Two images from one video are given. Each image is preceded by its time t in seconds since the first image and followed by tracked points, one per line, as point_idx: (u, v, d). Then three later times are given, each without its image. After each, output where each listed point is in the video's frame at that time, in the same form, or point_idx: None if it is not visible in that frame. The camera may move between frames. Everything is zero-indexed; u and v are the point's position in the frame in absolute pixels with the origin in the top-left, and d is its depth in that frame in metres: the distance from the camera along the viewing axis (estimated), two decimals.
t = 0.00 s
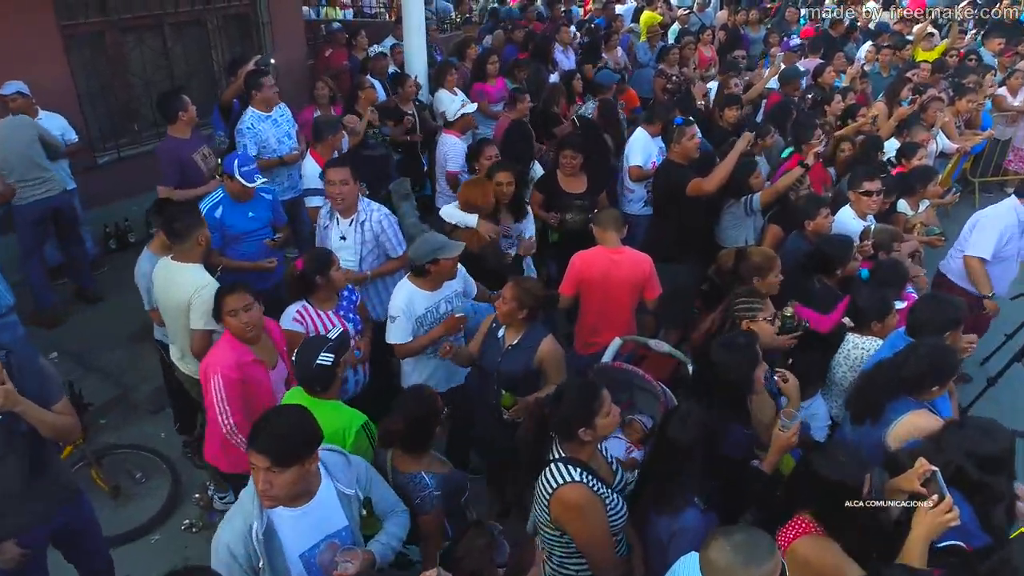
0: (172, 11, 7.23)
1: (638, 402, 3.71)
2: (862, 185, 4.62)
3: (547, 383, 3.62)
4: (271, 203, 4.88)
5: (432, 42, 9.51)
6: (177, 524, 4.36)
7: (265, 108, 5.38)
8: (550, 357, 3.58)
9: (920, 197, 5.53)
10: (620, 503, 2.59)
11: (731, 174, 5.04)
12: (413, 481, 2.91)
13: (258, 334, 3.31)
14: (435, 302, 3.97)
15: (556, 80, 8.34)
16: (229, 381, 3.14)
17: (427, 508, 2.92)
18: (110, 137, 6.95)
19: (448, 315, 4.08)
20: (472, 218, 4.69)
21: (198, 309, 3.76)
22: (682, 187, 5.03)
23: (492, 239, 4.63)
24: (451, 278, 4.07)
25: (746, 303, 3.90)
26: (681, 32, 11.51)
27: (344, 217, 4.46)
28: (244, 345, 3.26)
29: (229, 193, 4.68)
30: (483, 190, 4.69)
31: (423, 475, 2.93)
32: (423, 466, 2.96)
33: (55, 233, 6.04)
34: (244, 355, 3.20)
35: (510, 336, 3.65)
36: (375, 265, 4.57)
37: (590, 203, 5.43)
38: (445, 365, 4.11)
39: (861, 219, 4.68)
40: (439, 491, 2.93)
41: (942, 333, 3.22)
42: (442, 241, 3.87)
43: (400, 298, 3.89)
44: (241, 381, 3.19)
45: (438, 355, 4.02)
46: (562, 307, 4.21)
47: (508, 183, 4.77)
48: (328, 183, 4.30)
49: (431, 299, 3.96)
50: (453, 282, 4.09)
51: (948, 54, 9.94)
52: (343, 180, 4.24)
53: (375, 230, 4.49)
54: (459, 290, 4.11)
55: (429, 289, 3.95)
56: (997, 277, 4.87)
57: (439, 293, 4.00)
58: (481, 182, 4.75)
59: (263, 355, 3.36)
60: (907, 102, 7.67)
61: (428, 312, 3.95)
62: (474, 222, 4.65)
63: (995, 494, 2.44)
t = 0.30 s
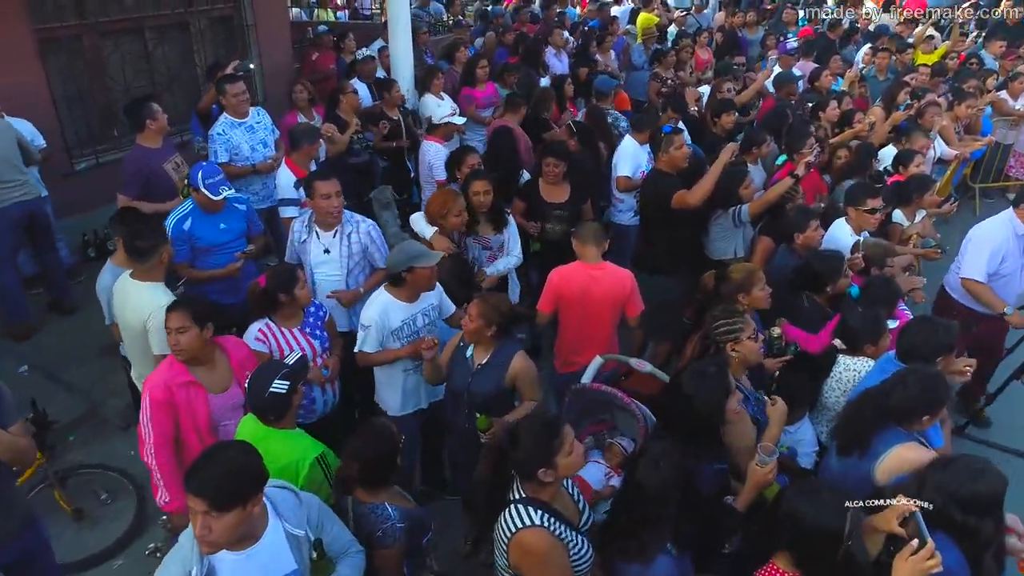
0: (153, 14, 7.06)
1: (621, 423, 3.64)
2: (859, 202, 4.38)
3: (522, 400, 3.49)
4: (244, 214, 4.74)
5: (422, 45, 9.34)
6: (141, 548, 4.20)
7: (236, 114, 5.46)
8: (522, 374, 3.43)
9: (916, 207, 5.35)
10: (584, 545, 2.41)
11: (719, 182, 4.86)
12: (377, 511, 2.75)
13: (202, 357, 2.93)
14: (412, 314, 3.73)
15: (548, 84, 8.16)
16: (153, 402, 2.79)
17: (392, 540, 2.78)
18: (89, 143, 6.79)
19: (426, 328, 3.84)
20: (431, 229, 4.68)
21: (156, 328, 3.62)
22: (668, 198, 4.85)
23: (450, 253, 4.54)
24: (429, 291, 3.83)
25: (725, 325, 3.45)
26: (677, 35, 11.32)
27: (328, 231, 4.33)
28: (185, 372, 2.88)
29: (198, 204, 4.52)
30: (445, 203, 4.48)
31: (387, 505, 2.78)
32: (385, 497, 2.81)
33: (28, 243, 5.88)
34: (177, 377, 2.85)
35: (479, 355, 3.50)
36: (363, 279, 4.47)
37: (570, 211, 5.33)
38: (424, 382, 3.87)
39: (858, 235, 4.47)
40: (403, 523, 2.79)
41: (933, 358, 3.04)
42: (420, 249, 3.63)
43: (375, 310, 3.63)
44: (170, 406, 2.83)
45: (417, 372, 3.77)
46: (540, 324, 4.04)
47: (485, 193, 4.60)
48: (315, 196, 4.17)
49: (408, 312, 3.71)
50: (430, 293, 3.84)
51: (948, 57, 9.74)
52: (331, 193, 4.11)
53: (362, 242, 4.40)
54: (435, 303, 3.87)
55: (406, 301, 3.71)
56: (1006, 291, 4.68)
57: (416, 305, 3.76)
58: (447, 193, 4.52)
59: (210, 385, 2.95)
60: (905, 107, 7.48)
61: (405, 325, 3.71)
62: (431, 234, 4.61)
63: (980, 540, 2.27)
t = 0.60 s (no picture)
0: (132, 16, 6.89)
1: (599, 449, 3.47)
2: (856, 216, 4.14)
3: (494, 424, 3.31)
4: (217, 226, 4.50)
5: (411, 47, 9.16)
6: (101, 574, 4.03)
7: (209, 122, 5.46)
8: (492, 398, 3.24)
9: (912, 218, 5.16)
10: None
11: (705, 193, 4.68)
12: (310, 543, 2.51)
13: (138, 389, 2.83)
14: (373, 340, 3.66)
15: (538, 88, 7.98)
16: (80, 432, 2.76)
17: (322, 573, 2.52)
18: (66, 149, 6.63)
19: (386, 353, 3.76)
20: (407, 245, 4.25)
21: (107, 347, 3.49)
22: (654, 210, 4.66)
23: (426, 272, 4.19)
24: (389, 315, 3.78)
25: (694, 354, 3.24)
26: (674, 36, 11.13)
27: (313, 244, 4.18)
28: (120, 406, 2.80)
29: (168, 215, 4.29)
30: (420, 217, 4.20)
31: (320, 536, 2.52)
32: (324, 525, 2.55)
33: None
34: (106, 409, 2.76)
35: (449, 379, 3.30)
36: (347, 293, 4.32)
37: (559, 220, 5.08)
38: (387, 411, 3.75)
39: (852, 250, 4.24)
40: (335, 559, 2.50)
41: (921, 389, 2.85)
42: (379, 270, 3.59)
43: (333, 336, 3.55)
44: (97, 438, 2.77)
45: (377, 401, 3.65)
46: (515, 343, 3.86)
47: (461, 206, 4.42)
48: (301, 212, 4.05)
49: (368, 337, 3.64)
50: (389, 315, 3.79)
51: (950, 59, 9.52)
52: (317, 209, 3.98)
53: (348, 255, 4.26)
54: (396, 327, 3.81)
55: (366, 326, 3.64)
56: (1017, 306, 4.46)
57: (377, 330, 3.69)
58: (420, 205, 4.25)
59: (148, 418, 2.85)
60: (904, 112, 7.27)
61: (365, 352, 3.63)
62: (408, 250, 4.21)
63: None
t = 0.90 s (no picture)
0: (109, 19, 6.72)
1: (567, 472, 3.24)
2: (844, 232, 3.96)
3: (457, 451, 3.13)
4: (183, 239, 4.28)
5: (400, 51, 8.98)
6: None
7: (181, 128, 5.32)
8: (456, 424, 3.06)
9: (908, 232, 4.97)
10: None
11: (690, 207, 4.48)
12: None
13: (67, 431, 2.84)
14: (324, 360, 3.47)
15: (528, 93, 7.79)
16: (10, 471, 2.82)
17: None
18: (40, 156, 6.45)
19: (342, 374, 3.58)
20: (395, 267, 4.00)
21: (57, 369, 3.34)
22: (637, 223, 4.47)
23: (417, 294, 3.96)
24: (342, 332, 3.59)
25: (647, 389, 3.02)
26: (670, 38, 10.93)
27: (285, 258, 3.91)
28: (50, 446, 2.82)
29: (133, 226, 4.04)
30: (403, 237, 3.94)
31: None
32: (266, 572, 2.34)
33: None
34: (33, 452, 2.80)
35: (407, 408, 3.10)
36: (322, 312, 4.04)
37: (543, 234, 4.89)
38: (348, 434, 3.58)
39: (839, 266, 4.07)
40: None
41: (909, 424, 2.66)
42: (323, 286, 3.39)
43: (279, 360, 3.38)
44: (25, 479, 2.81)
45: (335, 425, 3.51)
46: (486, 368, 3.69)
47: (439, 224, 4.23)
48: (275, 224, 3.77)
49: (318, 357, 3.45)
50: (343, 331, 3.60)
51: (952, 63, 9.31)
52: (292, 219, 3.74)
53: (322, 269, 3.99)
54: (353, 344, 3.63)
55: (317, 346, 3.46)
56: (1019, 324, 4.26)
57: (329, 349, 3.50)
58: (400, 225, 4.01)
59: (76, 458, 2.86)
60: (903, 118, 7.07)
61: (315, 373, 3.44)
62: (395, 272, 3.96)
63: None
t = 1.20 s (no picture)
0: (84, 23, 6.55)
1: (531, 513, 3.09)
2: (835, 249, 3.74)
3: (414, 484, 2.95)
4: (142, 256, 4.14)
5: (389, 54, 8.79)
6: None
7: (150, 136, 5.11)
8: (410, 454, 2.88)
9: (907, 246, 4.73)
10: None
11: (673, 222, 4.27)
12: None
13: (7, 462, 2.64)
14: (284, 384, 3.30)
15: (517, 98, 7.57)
16: None
17: None
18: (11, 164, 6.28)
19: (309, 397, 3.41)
20: (375, 292, 3.55)
21: None
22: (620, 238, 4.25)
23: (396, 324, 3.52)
24: (307, 353, 3.40)
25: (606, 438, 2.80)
26: (667, 41, 10.71)
27: (249, 279, 3.71)
28: None
29: (87, 244, 3.91)
30: (385, 258, 3.50)
31: None
32: None
33: None
34: None
35: (355, 442, 2.93)
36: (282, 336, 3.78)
37: (518, 247, 4.68)
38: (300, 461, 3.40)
39: (829, 283, 3.87)
40: None
41: (899, 469, 2.45)
42: (280, 309, 3.23)
43: (239, 386, 3.24)
44: None
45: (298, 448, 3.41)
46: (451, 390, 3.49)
47: (422, 245, 3.88)
48: (233, 243, 3.58)
49: (278, 382, 3.28)
50: (309, 351, 3.42)
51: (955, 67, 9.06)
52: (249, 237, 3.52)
53: (287, 289, 3.79)
54: (320, 366, 3.43)
55: (276, 370, 3.29)
56: None
57: (291, 372, 3.32)
58: (379, 246, 3.57)
59: (14, 492, 2.65)
60: (904, 125, 6.84)
61: (276, 398, 3.29)
62: (374, 299, 3.52)
63: None
